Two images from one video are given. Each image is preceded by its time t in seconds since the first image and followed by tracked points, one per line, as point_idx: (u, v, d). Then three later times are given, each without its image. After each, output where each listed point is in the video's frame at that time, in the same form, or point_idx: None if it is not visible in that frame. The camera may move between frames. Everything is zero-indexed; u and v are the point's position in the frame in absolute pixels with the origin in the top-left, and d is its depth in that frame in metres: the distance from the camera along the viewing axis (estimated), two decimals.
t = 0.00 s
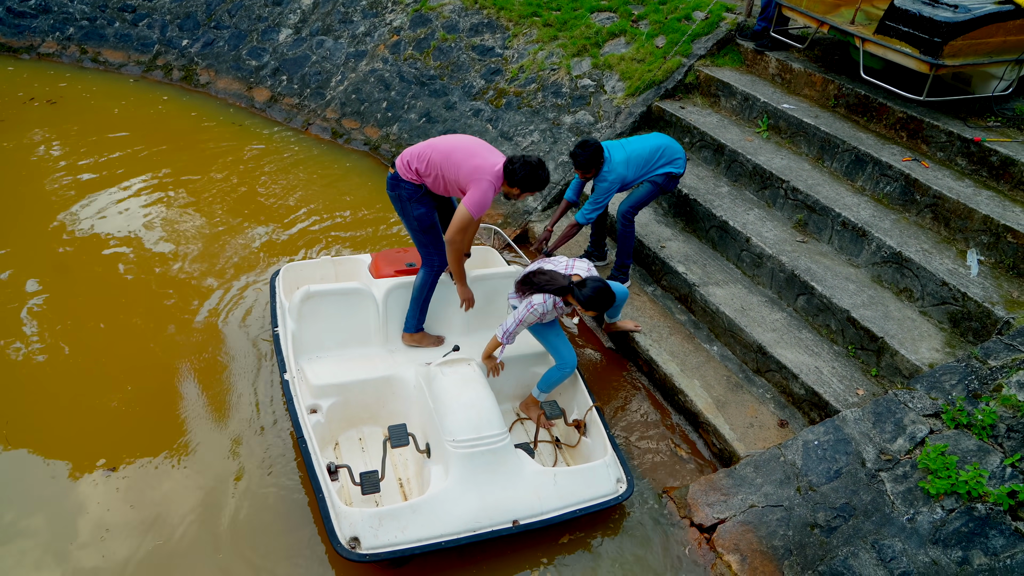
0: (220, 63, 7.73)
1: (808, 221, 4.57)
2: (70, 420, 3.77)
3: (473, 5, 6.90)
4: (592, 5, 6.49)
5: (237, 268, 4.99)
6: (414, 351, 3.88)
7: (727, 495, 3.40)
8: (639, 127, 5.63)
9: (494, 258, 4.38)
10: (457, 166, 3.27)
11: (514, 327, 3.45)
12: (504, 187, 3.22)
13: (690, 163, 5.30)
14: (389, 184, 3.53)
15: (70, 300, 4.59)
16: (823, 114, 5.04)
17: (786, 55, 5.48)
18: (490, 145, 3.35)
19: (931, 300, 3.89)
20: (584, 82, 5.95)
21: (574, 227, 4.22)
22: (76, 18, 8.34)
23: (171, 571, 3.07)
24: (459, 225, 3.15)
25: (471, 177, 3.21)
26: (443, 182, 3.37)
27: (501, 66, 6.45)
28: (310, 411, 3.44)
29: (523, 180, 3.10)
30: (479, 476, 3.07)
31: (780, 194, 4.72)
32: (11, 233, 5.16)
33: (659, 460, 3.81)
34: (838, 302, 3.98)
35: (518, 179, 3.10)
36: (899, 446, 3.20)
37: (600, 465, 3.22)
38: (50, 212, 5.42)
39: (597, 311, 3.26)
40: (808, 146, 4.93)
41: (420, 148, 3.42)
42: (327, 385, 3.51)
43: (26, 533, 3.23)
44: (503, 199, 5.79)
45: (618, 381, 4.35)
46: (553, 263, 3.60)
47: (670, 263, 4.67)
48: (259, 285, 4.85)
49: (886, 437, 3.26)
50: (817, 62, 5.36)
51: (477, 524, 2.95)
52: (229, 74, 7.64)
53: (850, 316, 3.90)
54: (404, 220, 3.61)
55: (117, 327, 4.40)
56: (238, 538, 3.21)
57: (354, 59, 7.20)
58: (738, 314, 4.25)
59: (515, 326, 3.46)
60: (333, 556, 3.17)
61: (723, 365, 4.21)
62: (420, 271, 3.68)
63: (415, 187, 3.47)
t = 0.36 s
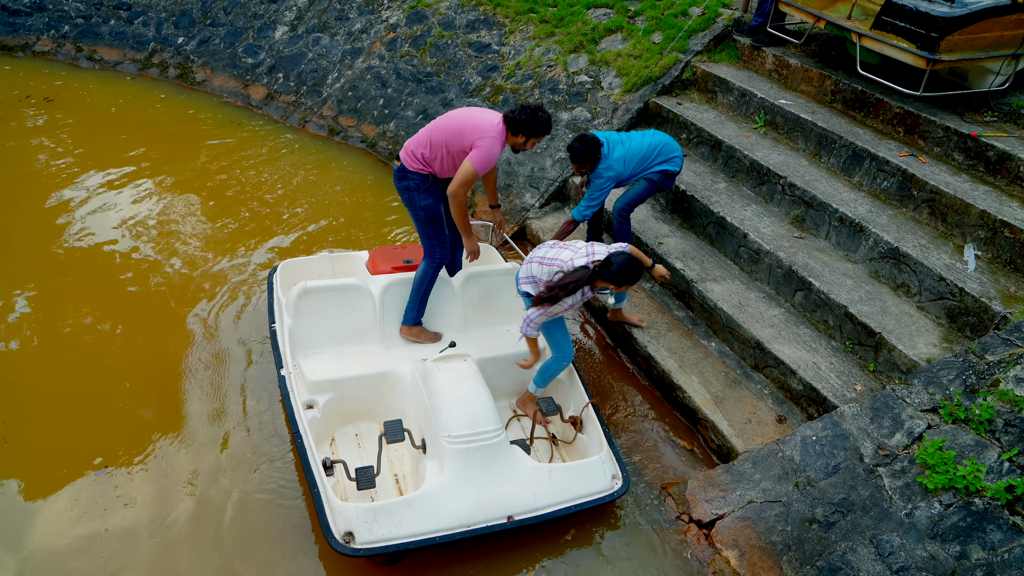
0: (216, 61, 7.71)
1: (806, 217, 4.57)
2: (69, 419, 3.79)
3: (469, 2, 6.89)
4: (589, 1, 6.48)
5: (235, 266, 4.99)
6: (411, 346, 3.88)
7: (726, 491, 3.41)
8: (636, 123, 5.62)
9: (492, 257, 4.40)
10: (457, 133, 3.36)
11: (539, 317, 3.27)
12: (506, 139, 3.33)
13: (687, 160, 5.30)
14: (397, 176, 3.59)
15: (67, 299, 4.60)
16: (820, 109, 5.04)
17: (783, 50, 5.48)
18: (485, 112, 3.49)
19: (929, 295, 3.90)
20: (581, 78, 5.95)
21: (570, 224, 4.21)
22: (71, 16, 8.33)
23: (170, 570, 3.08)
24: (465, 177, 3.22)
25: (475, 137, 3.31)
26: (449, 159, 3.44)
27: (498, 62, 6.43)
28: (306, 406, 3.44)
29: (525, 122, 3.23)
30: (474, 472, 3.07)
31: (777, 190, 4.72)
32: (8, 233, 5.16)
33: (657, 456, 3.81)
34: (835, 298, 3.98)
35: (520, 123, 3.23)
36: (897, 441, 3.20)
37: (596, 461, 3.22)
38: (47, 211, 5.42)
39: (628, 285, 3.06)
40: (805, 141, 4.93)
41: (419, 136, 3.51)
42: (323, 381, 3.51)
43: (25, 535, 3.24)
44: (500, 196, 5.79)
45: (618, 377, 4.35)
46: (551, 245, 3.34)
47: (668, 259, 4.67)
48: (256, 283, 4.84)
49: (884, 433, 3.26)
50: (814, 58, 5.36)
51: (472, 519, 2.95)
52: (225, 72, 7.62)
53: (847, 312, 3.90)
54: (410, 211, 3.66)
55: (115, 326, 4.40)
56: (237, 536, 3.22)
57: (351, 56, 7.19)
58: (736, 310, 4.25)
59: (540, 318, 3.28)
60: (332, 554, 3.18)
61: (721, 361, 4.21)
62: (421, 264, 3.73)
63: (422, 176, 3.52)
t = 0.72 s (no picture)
0: (216, 67, 7.73)
1: (805, 221, 4.57)
2: (67, 423, 3.78)
3: (468, 7, 6.90)
4: (587, 6, 6.50)
5: (234, 271, 4.98)
6: (409, 349, 3.87)
7: (727, 496, 3.39)
8: (636, 127, 5.63)
9: (491, 262, 4.41)
10: (457, 116, 3.40)
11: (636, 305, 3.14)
12: (506, 112, 3.38)
13: (686, 163, 5.30)
14: (407, 179, 3.58)
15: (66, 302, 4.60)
16: (819, 113, 5.05)
17: (782, 54, 5.49)
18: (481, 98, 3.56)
19: (928, 298, 3.89)
20: (580, 83, 5.96)
21: (568, 229, 4.23)
22: (71, 22, 8.35)
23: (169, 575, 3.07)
24: (470, 150, 3.26)
25: (474, 116, 3.34)
26: (456, 149, 3.45)
27: (497, 67, 6.44)
28: (302, 407, 3.44)
29: (523, 89, 3.28)
30: (468, 473, 3.06)
31: (777, 193, 4.72)
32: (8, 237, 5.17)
33: (658, 461, 3.80)
34: (835, 301, 3.97)
35: (519, 91, 3.28)
36: (898, 445, 3.19)
37: (590, 466, 3.21)
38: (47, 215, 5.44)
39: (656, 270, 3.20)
40: (805, 145, 4.93)
41: (422, 137, 3.55)
42: (319, 382, 3.50)
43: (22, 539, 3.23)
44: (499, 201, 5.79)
45: (618, 381, 4.35)
46: (574, 258, 3.28)
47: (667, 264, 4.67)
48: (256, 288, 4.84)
49: (885, 436, 3.25)
50: (812, 61, 5.37)
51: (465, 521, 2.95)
52: (225, 78, 7.64)
53: (848, 315, 3.89)
54: (419, 212, 3.66)
55: (115, 331, 4.40)
56: (236, 541, 3.20)
57: (350, 61, 7.20)
58: (736, 314, 4.24)
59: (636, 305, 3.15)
60: (328, 559, 3.17)
61: (721, 365, 4.20)
62: (422, 267, 3.72)
63: (434, 176, 3.54)
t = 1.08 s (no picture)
0: (215, 75, 7.75)
1: (804, 226, 4.58)
2: (66, 432, 3.78)
3: (467, 14, 6.93)
4: (586, 13, 6.52)
5: (232, 279, 4.99)
6: (406, 354, 3.87)
7: (728, 501, 3.39)
8: (634, 133, 5.65)
9: (490, 270, 4.42)
10: (458, 123, 3.41)
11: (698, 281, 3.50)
12: (506, 113, 3.40)
13: (685, 169, 5.31)
14: (406, 184, 3.59)
15: (65, 310, 4.61)
16: (817, 119, 5.07)
17: (779, 61, 5.51)
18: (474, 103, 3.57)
19: (928, 302, 3.90)
20: (579, 90, 5.99)
21: (567, 236, 4.27)
22: (71, 32, 8.38)
23: None
24: (488, 157, 3.28)
25: (478, 120, 3.35)
26: (456, 155, 3.46)
27: (495, 74, 6.45)
28: (296, 410, 3.44)
29: (522, 90, 3.31)
30: (458, 479, 3.06)
31: (776, 199, 4.73)
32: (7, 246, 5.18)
33: (658, 468, 3.80)
34: (835, 306, 3.98)
35: (518, 92, 3.31)
36: (899, 449, 3.19)
37: (581, 474, 3.20)
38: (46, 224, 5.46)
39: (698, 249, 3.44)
40: (803, 151, 4.95)
41: (422, 147, 3.55)
42: (314, 386, 3.51)
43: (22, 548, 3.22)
44: (498, 207, 5.80)
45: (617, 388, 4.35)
46: (636, 260, 3.38)
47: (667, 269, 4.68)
48: (255, 296, 4.84)
49: (886, 441, 3.25)
50: (810, 68, 5.38)
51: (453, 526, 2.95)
52: (224, 86, 7.65)
53: (847, 320, 3.90)
54: (416, 219, 3.66)
55: (114, 339, 4.40)
56: (236, 550, 3.20)
57: (349, 69, 7.23)
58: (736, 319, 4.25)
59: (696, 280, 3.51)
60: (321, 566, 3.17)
61: (721, 371, 4.20)
62: (420, 272, 3.72)
63: (433, 184, 3.54)
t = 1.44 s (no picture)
0: (212, 79, 7.75)
1: (801, 228, 4.59)
2: (63, 435, 3.77)
3: (464, 17, 6.94)
4: (582, 16, 6.53)
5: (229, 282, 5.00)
6: (404, 356, 3.87)
7: (726, 503, 3.40)
8: (632, 136, 5.67)
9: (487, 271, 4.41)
10: (454, 118, 3.45)
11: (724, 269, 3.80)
12: (502, 107, 3.41)
13: (683, 172, 5.33)
14: (406, 183, 3.60)
15: (61, 314, 4.61)
16: (813, 120, 5.08)
17: (776, 63, 5.52)
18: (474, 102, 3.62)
19: (925, 303, 3.91)
20: (576, 92, 6.00)
21: (563, 236, 4.24)
22: (68, 36, 8.38)
23: None
24: (480, 143, 3.29)
25: (473, 111, 3.39)
26: (456, 150, 3.47)
27: (492, 77, 6.46)
28: (293, 415, 3.45)
29: (515, 82, 3.32)
30: (453, 472, 3.06)
31: (773, 201, 4.74)
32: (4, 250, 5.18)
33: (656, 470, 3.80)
34: (832, 308, 3.99)
35: (511, 84, 3.32)
36: (896, 450, 3.20)
37: (578, 461, 3.21)
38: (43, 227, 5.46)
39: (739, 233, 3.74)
40: (800, 153, 4.96)
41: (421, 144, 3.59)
42: (309, 390, 3.52)
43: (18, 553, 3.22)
44: (496, 210, 5.80)
45: (615, 390, 4.35)
46: (676, 235, 3.68)
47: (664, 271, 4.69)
48: (252, 299, 4.84)
49: (884, 442, 3.26)
50: (807, 70, 5.40)
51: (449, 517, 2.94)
52: (221, 90, 7.66)
53: (845, 322, 3.91)
54: (419, 216, 3.66)
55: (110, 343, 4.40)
56: (234, 552, 3.20)
57: (346, 72, 7.23)
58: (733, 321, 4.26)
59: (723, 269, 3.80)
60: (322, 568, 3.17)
61: (719, 373, 4.21)
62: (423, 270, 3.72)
63: (434, 181, 3.54)
